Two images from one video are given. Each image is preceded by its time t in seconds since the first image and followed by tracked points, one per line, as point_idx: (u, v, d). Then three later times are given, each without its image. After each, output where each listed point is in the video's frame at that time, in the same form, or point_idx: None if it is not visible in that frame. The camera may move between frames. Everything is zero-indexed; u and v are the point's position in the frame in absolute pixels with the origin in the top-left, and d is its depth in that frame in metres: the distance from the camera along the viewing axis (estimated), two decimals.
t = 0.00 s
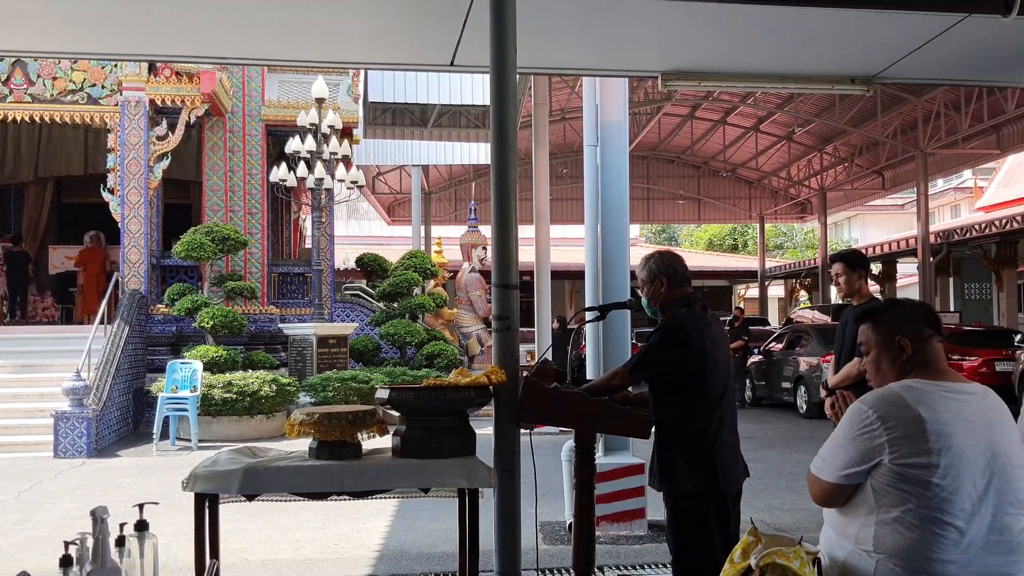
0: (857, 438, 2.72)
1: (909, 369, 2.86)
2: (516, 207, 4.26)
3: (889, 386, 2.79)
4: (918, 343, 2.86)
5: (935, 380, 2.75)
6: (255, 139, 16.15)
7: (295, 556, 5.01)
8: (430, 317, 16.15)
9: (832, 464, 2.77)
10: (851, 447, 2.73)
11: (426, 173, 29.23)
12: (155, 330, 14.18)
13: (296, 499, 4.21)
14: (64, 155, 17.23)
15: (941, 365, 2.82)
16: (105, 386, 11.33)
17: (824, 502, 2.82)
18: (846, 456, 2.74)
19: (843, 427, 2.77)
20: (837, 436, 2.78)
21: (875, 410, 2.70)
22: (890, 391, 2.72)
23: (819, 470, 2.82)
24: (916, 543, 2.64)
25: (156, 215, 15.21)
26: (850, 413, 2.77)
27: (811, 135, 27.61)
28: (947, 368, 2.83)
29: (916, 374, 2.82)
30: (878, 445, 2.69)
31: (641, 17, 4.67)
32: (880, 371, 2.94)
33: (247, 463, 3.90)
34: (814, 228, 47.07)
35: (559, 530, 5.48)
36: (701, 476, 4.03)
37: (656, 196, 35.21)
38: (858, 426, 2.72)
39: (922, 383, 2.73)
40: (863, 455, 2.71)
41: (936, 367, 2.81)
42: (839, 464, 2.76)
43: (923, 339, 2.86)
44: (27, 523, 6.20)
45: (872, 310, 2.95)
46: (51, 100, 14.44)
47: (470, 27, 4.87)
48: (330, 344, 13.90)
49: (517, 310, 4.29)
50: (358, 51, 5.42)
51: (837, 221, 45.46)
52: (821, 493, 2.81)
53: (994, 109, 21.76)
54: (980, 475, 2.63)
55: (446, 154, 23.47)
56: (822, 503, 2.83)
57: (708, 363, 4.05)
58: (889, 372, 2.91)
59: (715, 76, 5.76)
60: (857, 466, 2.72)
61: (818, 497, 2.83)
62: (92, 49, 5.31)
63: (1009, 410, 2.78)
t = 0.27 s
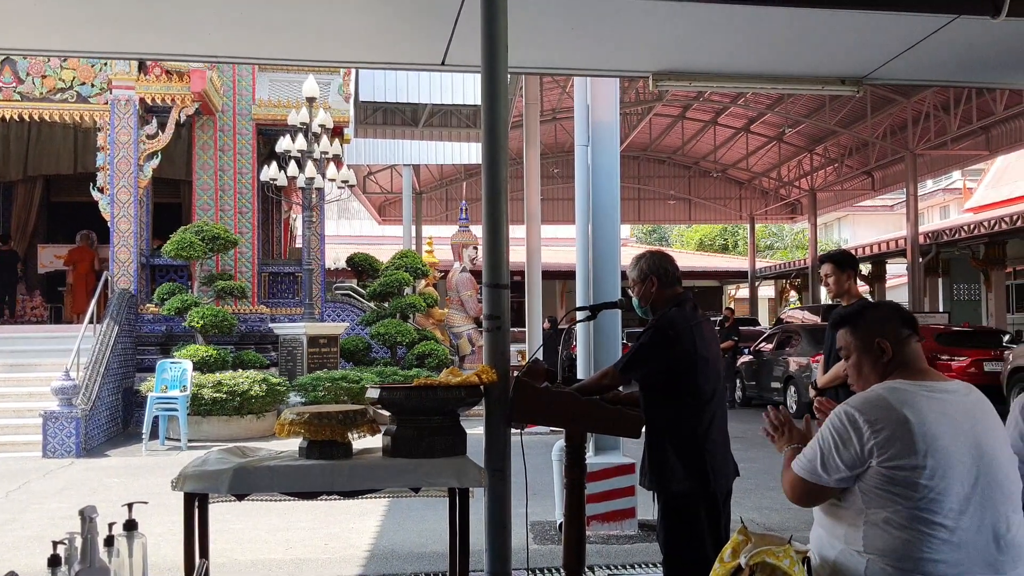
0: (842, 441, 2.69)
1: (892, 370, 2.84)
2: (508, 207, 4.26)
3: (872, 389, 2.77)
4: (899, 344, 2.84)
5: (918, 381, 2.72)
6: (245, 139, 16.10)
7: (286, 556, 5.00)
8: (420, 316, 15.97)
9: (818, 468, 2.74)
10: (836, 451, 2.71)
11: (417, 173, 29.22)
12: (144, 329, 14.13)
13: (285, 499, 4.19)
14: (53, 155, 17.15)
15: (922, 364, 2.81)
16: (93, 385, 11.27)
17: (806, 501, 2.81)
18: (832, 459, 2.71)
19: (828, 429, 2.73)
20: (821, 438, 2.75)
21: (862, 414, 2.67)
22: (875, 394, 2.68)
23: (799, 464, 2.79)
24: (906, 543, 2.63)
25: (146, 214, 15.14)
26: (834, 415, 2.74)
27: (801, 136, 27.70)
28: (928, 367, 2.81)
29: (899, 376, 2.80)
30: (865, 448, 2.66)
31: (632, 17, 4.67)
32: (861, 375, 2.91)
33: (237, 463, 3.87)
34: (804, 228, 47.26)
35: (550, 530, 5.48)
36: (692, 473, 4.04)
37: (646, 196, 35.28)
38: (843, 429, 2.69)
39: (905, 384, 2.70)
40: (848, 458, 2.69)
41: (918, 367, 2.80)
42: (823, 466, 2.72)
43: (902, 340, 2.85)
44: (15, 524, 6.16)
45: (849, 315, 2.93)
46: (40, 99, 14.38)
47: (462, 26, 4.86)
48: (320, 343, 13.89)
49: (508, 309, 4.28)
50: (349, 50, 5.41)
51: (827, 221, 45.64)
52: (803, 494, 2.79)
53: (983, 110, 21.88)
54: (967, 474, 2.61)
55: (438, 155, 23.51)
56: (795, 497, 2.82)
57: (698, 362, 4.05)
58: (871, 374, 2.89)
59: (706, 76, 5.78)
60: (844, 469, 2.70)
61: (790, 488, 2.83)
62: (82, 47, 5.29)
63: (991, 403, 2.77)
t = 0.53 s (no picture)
0: (810, 446, 2.67)
1: (859, 373, 2.80)
2: (498, 208, 4.26)
3: (839, 393, 2.73)
4: (865, 345, 2.80)
5: (884, 382, 2.69)
6: (236, 137, 16.07)
7: (275, 556, 4.98)
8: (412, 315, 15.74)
9: (788, 472, 2.71)
10: (806, 457, 2.68)
11: (408, 173, 29.27)
12: (134, 328, 14.11)
13: (275, 497, 4.19)
14: (43, 153, 17.11)
15: (889, 364, 2.77)
16: (83, 384, 11.22)
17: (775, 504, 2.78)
18: (801, 464, 2.69)
19: (795, 434, 2.71)
20: (788, 442, 2.73)
21: (829, 418, 2.64)
22: (842, 399, 2.66)
23: (764, 463, 2.76)
24: (883, 546, 2.59)
25: (136, 212, 15.09)
26: (802, 421, 2.72)
27: (792, 137, 27.83)
28: (896, 366, 2.77)
29: (867, 378, 2.76)
30: (834, 453, 2.64)
31: (623, 18, 4.69)
32: (830, 379, 2.88)
33: (226, 462, 3.86)
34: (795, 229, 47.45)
35: (540, 530, 5.49)
36: (679, 471, 4.04)
37: (638, 197, 35.40)
38: (810, 434, 2.67)
39: (871, 386, 2.67)
40: (818, 463, 2.67)
41: (886, 367, 2.75)
42: (791, 472, 2.70)
43: (868, 341, 2.81)
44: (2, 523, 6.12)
45: (812, 320, 2.90)
46: (30, 97, 14.39)
47: (453, 25, 4.86)
48: (311, 343, 14.15)
49: (498, 309, 4.29)
50: (340, 49, 5.40)
51: (817, 222, 45.85)
52: (771, 498, 2.77)
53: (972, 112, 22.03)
54: (940, 472, 2.57)
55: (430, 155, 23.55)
56: (746, 501, 2.82)
57: (686, 361, 4.06)
58: (839, 377, 2.85)
59: (697, 77, 5.79)
60: (813, 473, 2.68)
61: (740, 493, 2.82)
62: (71, 45, 5.26)
63: (961, 398, 2.75)
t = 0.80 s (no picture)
0: (787, 449, 2.68)
1: (825, 374, 2.83)
2: (484, 207, 4.27)
3: (809, 395, 2.76)
4: (829, 346, 2.84)
5: (852, 382, 2.72)
6: (221, 135, 16.06)
7: (259, 556, 4.96)
8: (397, 315, 16.01)
9: (767, 476, 2.71)
10: (783, 460, 2.69)
11: (393, 172, 29.29)
12: (117, 327, 14.06)
13: (259, 497, 4.17)
14: (25, 152, 17.01)
15: (853, 362, 2.81)
16: (66, 383, 11.13)
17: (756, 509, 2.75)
18: (778, 467, 2.70)
19: (771, 438, 2.72)
20: (764, 447, 2.74)
21: (803, 420, 2.66)
22: (813, 400, 2.68)
23: (741, 469, 2.75)
24: (861, 545, 2.60)
25: (119, 211, 15.01)
26: (776, 423, 2.74)
27: (775, 138, 28.03)
28: (861, 365, 2.82)
29: (834, 379, 2.79)
30: (811, 455, 2.65)
31: (609, 17, 4.71)
32: (797, 380, 2.91)
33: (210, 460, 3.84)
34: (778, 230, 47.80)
35: (525, 529, 5.51)
36: (663, 469, 4.05)
37: (623, 197, 35.58)
38: (786, 436, 2.69)
39: (840, 386, 2.70)
40: (795, 465, 2.68)
41: (849, 367, 2.79)
42: (769, 475, 2.70)
43: (832, 341, 2.84)
44: None
45: (776, 323, 2.92)
46: (13, 94, 14.30)
47: (438, 25, 4.88)
48: (295, 343, 13.91)
49: (484, 308, 4.29)
50: (326, 48, 5.40)
51: (801, 223, 46.18)
52: (752, 502, 2.73)
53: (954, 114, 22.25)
54: (913, 468, 2.59)
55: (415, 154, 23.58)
56: (729, 506, 2.75)
57: (672, 360, 4.07)
58: (806, 379, 2.88)
59: (682, 77, 5.83)
60: (790, 476, 2.69)
61: (722, 495, 2.76)
62: (54, 42, 5.23)
63: (930, 392, 2.79)
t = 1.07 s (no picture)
0: (766, 450, 2.68)
1: (797, 374, 2.86)
2: (464, 206, 4.27)
3: (784, 395, 2.78)
4: (800, 346, 2.87)
5: (824, 382, 2.75)
6: (200, 134, 16.17)
7: (238, 557, 4.94)
8: (379, 315, 16.33)
9: (747, 478, 2.69)
10: (763, 462, 2.68)
11: (375, 171, 29.33)
12: (95, 328, 13.98)
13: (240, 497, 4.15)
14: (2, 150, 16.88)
15: (824, 361, 2.84)
16: (43, 384, 11.04)
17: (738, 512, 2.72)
18: (757, 469, 2.68)
19: (749, 439, 2.72)
20: (743, 449, 2.72)
21: (781, 420, 2.67)
22: (790, 400, 2.69)
23: (721, 472, 2.72)
24: (840, 543, 2.61)
25: (98, 211, 14.90)
26: (754, 424, 2.74)
27: (755, 140, 28.24)
28: (831, 363, 2.85)
29: (806, 379, 2.82)
30: (789, 455, 2.66)
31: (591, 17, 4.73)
32: (770, 381, 2.93)
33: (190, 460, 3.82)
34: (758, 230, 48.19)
35: (507, 529, 5.52)
36: (643, 468, 4.06)
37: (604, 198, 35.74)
38: (765, 436, 2.68)
39: (814, 386, 2.72)
40: (774, 465, 2.67)
41: (820, 366, 2.83)
42: (749, 476, 2.68)
43: (803, 342, 2.87)
44: None
45: (748, 325, 2.94)
46: None
47: (421, 24, 4.88)
48: (275, 343, 13.93)
49: (465, 308, 4.29)
50: (307, 46, 5.38)
51: (780, 224, 46.54)
52: (733, 504, 2.70)
53: (931, 116, 22.52)
54: (889, 465, 2.61)
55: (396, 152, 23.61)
56: (712, 508, 2.71)
57: (652, 359, 4.10)
58: (778, 380, 2.90)
59: (663, 78, 5.87)
60: (770, 477, 2.68)
61: (704, 496, 2.72)
62: (31, 39, 5.19)
63: (900, 389, 2.83)
